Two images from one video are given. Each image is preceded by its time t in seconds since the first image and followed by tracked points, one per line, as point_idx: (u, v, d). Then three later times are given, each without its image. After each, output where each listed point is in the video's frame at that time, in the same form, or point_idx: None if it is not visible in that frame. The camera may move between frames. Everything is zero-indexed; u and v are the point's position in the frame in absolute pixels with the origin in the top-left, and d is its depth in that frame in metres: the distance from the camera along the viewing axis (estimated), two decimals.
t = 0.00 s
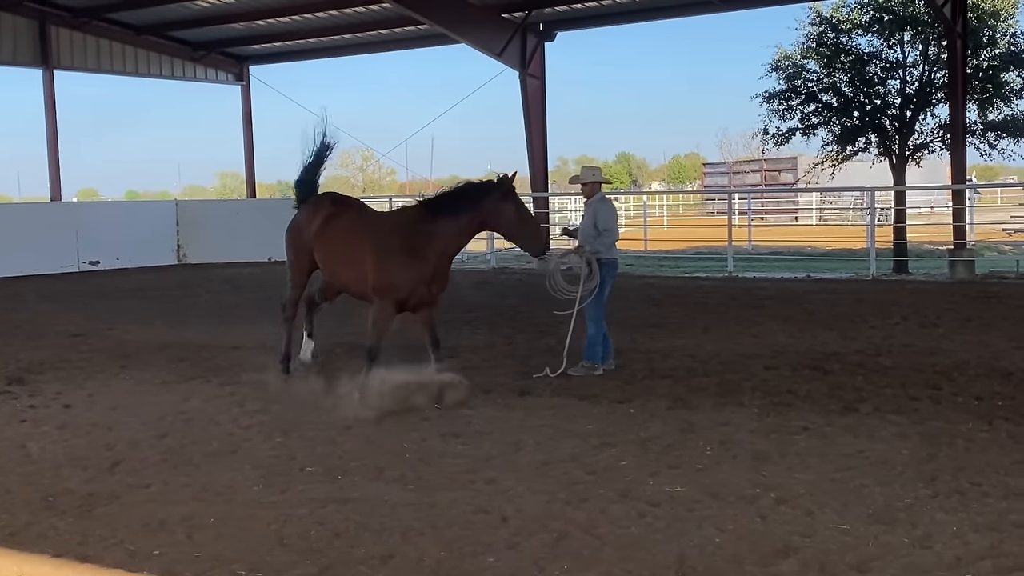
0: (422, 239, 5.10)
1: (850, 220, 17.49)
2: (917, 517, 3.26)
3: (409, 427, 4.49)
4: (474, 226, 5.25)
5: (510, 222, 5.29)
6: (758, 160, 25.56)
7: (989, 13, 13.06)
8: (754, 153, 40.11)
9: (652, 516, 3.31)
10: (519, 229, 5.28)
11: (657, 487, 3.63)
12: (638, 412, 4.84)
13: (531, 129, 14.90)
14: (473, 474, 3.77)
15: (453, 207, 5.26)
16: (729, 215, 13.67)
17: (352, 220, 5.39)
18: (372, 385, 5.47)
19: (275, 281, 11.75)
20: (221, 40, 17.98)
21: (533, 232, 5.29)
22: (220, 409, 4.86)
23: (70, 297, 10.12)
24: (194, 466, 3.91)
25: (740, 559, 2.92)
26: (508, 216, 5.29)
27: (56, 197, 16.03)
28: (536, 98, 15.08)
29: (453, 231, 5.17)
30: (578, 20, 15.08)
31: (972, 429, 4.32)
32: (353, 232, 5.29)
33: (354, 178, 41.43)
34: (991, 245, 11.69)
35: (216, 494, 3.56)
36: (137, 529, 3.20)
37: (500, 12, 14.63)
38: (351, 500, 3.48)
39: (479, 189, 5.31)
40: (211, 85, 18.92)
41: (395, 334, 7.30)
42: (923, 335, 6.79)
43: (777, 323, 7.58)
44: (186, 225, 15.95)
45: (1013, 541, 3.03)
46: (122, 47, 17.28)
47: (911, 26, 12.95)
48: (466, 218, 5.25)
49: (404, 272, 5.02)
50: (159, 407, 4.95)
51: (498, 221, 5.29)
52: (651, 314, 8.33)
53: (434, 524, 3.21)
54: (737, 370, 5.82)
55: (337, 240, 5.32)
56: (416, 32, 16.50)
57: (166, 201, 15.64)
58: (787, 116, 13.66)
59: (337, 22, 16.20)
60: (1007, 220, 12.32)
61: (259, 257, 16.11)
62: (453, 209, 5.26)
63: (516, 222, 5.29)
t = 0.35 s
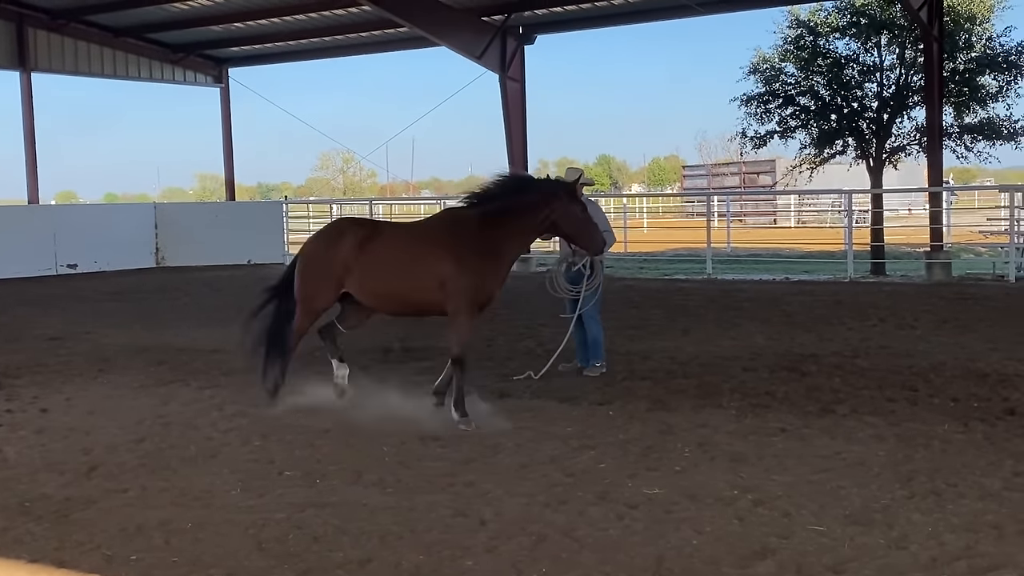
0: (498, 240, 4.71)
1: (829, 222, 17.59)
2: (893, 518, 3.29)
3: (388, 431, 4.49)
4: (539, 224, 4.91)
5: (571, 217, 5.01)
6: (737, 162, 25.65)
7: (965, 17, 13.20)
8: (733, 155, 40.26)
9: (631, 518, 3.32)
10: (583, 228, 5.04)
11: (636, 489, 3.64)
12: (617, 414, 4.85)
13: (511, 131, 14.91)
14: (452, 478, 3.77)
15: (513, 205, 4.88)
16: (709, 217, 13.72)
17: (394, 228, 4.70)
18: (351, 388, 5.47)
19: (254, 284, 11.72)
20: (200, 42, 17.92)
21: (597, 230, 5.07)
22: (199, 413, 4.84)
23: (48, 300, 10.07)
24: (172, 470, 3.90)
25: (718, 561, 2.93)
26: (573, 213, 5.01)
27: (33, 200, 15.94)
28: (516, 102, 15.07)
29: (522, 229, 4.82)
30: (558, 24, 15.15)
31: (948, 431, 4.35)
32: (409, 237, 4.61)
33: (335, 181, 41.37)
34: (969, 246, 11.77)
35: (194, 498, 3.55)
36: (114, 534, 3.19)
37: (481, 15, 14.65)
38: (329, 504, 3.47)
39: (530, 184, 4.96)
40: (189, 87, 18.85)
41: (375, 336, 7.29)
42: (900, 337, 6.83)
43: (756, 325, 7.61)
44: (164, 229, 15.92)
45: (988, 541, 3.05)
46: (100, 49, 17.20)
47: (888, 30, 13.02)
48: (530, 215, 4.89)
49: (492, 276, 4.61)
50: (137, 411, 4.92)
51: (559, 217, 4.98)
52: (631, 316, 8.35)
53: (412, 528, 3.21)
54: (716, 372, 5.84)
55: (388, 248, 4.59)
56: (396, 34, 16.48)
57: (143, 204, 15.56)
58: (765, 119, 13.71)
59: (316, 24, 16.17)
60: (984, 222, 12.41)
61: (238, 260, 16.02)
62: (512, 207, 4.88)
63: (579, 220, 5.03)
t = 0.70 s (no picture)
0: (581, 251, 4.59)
1: (794, 226, 17.72)
2: (855, 519, 3.31)
3: (353, 435, 4.47)
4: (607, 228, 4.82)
5: (631, 220, 4.96)
6: (704, 166, 25.76)
7: (928, 22, 13.35)
8: (701, 160, 40.50)
9: (594, 521, 3.33)
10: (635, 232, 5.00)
11: (601, 492, 3.65)
12: (583, 417, 4.86)
13: (479, 135, 14.92)
14: (417, 482, 3.76)
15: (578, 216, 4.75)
16: (676, 221, 13.78)
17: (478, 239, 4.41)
18: (316, 392, 5.44)
19: (219, 288, 11.65)
20: (164, 44, 17.80)
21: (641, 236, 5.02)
22: (162, 418, 4.80)
23: (9, 305, 9.96)
24: (134, 477, 3.86)
25: (682, 563, 2.94)
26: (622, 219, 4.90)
27: None
28: (484, 106, 15.03)
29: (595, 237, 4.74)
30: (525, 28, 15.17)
31: (909, 432, 4.40)
32: (499, 249, 4.37)
33: (301, 183, 41.21)
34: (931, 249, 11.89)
35: (156, 504, 3.52)
36: (75, 540, 3.16)
37: (448, 18, 14.65)
38: (292, 509, 3.45)
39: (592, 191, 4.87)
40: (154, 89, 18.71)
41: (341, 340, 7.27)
42: (863, 339, 6.89)
43: (722, 328, 7.65)
44: (128, 233, 15.80)
45: (948, 542, 3.08)
46: (63, 51, 17.03)
47: (851, 35, 13.12)
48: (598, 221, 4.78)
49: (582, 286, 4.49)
50: (99, 417, 4.88)
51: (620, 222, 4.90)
52: (598, 319, 8.37)
53: (376, 533, 3.20)
54: (682, 374, 5.86)
55: (480, 261, 4.33)
56: (362, 37, 16.45)
57: (107, 208, 15.45)
58: (730, 124, 13.78)
59: (282, 27, 16.09)
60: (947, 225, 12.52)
61: (202, 264, 15.93)
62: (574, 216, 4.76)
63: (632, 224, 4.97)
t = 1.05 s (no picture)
0: (649, 249, 4.84)
1: (750, 229, 17.85)
2: (810, 520, 3.33)
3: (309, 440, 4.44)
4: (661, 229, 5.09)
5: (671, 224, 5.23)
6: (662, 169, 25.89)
7: (882, 27, 13.51)
8: (659, 163, 40.74)
9: (552, 523, 3.33)
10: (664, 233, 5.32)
11: (558, 494, 3.65)
12: (541, 420, 4.86)
13: (437, 137, 14.90)
14: (374, 487, 3.74)
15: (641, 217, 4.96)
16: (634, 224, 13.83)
17: (582, 236, 4.53)
18: (271, 396, 5.40)
19: (174, 291, 11.53)
20: (118, 45, 17.62)
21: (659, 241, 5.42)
22: (115, 423, 4.75)
23: None
24: (86, 482, 3.81)
25: (638, 565, 2.95)
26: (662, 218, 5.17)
27: None
28: (441, 108, 15.01)
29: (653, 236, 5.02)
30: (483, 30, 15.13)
31: (863, 433, 4.44)
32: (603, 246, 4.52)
33: (259, 186, 40.95)
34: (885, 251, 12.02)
35: (108, 510, 3.48)
36: (25, 547, 3.11)
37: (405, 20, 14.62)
38: (247, 514, 3.42)
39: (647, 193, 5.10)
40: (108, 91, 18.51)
41: (298, 344, 7.22)
42: (818, 340, 6.95)
43: (679, 330, 7.68)
44: (80, 235, 15.55)
45: (901, 542, 3.11)
46: (15, 51, 16.80)
47: (806, 39, 13.23)
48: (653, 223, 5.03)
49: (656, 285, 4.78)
50: (50, 422, 4.81)
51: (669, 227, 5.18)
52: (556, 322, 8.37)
53: (331, 538, 3.18)
54: (639, 377, 5.88)
55: (593, 257, 4.46)
56: (319, 38, 16.38)
57: (59, 209, 15.18)
58: (688, 127, 13.86)
59: (237, 28, 15.97)
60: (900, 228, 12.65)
61: (157, 267, 15.79)
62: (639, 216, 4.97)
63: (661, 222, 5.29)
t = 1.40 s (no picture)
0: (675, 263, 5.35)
1: (705, 231, 17.97)
2: (761, 519, 3.37)
3: (263, 443, 4.43)
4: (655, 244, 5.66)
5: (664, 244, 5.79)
6: (619, 171, 26.00)
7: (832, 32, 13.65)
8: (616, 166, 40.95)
9: (507, 525, 3.34)
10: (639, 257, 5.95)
11: (513, 496, 3.66)
12: (497, 422, 4.87)
13: (394, 140, 14.91)
14: (328, 490, 3.73)
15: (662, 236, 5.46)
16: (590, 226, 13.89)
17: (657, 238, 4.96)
18: (224, 400, 5.37)
19: (126, 295, 11.42)
20: (71, 46, 17.43)
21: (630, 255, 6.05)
22: (65, 428, 4.70)
23: None
24: (35, 487, 3.78)
25: (592, 566, 2.96)
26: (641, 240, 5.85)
27: None
28: (398, 111, 15.02)
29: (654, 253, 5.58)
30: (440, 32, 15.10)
31: (815, 432, 4.49)
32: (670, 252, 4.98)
33: (213, 187, 40.64)
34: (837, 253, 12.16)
35: (57, 516, 3.44)
36: None
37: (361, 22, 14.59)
38: (199, 519, 3.40)
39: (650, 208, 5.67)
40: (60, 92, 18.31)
41: (252, 347, 7.18)
42: (770, 341, 7.02)
43: (634, 332, 7.73)
44: (33, 239, 15.51)
45: (851, 541, 3.15)
46: None
47: (759, 44, 13.34)
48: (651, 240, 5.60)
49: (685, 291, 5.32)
50: None
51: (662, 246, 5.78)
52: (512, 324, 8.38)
53: (284, 542, 3.17)
54: (595, 377, 5.90)
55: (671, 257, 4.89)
56: (274, 40, 16.31)
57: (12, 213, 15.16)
58: (643, 130, 13.94)
59: (191, 29, 15.86)
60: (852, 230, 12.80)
61: (110, 269, 15.63)
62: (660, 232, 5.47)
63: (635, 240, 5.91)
